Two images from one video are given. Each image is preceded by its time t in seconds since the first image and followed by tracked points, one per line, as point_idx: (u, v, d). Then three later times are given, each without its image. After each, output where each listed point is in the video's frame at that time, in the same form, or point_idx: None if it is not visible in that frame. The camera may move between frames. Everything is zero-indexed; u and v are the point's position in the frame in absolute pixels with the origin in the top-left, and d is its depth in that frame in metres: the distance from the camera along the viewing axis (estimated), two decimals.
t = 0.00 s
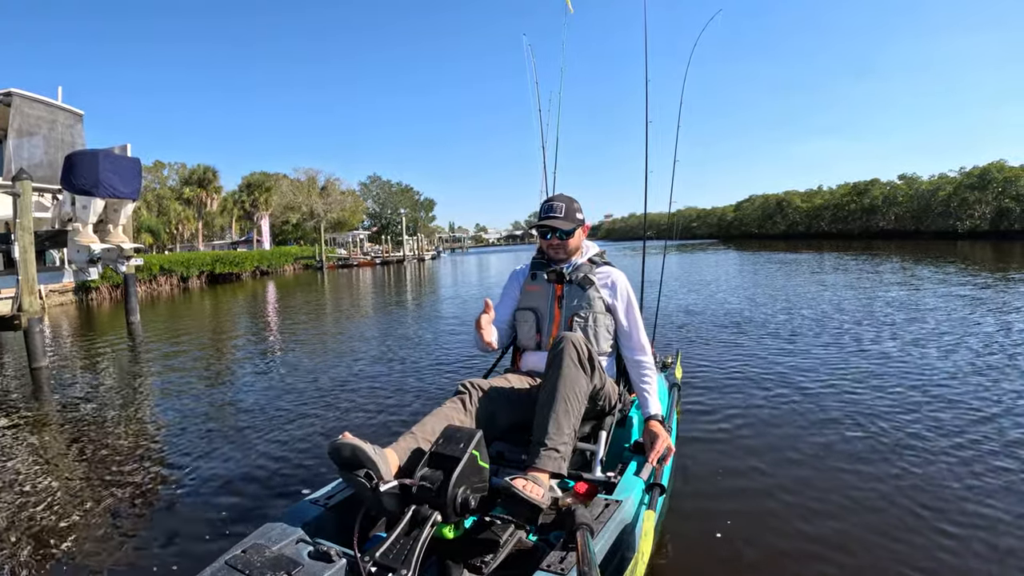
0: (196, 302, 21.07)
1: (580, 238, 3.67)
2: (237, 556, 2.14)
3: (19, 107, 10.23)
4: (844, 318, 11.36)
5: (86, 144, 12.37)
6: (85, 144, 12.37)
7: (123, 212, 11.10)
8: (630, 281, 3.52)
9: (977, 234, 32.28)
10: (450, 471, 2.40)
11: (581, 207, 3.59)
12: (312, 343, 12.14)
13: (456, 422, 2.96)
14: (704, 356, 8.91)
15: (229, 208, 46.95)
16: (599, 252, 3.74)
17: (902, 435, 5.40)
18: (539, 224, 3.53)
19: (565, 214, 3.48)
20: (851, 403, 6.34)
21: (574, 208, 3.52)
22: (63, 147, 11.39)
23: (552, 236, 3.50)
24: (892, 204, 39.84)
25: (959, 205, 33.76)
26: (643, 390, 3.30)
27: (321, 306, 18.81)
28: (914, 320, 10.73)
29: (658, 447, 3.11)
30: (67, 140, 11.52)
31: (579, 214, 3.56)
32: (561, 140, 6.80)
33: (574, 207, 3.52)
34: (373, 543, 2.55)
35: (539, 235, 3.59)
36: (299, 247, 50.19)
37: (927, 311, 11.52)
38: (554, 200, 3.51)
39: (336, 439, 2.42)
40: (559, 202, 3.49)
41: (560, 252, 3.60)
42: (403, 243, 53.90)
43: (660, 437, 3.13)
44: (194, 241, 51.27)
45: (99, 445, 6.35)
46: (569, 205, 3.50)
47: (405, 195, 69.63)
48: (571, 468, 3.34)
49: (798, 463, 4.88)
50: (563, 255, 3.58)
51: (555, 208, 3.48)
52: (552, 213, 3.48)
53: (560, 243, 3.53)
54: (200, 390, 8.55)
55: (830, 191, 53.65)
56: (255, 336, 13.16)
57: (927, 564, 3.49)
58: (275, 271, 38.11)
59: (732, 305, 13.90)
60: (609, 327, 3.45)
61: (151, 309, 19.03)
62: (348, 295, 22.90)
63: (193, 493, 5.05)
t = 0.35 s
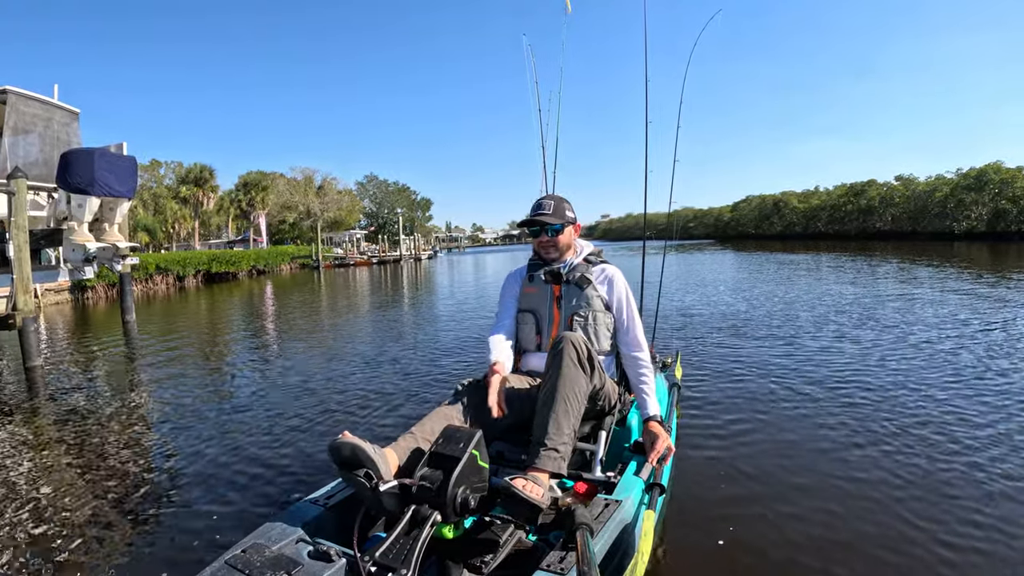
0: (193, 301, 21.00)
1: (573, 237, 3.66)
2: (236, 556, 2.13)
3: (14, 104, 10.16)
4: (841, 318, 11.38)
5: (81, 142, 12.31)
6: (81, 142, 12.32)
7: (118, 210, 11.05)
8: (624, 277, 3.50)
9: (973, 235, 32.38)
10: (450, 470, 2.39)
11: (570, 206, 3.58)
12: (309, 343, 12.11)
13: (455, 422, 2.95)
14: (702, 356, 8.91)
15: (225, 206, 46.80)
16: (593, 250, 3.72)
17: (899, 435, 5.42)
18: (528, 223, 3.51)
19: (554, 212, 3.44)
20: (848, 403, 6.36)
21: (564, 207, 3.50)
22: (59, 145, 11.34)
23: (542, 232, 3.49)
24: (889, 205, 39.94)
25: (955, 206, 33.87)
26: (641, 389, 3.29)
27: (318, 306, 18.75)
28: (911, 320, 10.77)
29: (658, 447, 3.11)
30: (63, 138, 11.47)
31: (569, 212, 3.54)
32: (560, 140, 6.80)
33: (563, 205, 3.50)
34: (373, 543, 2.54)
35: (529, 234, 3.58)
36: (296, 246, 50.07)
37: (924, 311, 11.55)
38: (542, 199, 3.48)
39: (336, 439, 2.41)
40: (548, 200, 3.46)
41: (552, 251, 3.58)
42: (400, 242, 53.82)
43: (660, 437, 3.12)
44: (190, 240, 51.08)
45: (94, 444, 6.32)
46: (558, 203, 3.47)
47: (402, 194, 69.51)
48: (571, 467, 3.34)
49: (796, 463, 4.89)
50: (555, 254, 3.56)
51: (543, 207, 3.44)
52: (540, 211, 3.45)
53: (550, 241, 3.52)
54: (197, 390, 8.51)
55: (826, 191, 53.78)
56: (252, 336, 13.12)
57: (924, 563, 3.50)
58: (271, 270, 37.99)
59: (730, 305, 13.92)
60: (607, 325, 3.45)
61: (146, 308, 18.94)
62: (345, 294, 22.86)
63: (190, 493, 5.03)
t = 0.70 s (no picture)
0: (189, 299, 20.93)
1: (568, 237, 3.64)
2: (236, 556, 2.12)
3: (11, 100, 10.10)
4: (838, 320, 11.42)
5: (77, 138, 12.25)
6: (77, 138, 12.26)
7: (114, 207, 10.99)
8: (620, 275, 3.49)
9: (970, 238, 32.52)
10: (449, 470, 2.39)
11: (566, 206, 3.57)
12: (306, 341, 12.09)
13: (455, 422, 2.95)
14: (700, 357, 8.91)
15: (223, 203, 46.63)
16: (589, 249, 3.71)
17: (896, 437, 5.44)
18: (524, 223, 3.50)
19: (549, 212, 3.43)
20: (845, 404, 6.38)
21: (559, 207, 3.49)
22: (55, 141, 11.27)
23: (538, 233, 3.47)
24: (886, 206, 40.05)
25: (952, 208, 34.01)
26: (638, 388, 3.28)
27: (315, 304, 18.71)
28: (908, 322, 10.79)
29: (657, 447, 3.11)
30: (59, 134, 11.41)
31: (565, 213, 3.53)
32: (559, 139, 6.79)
33: (558, 205, 3.48)
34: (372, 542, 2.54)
35: (524, 234, 3.57)
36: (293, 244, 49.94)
37: (920, 313, 11.60)
38: (538, 199, 3.45)
39: (334, 438, 2.40)
40: (543, 201, 3.43)
41: (547, 250, 3.56)
42: (397, 241, 53.71)
43: (659, 437, 3.12)
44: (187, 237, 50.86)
45: (88, 442, 6.29)
46: (553, 203, 3.45)
47: (400, 193, 69.37)
48: (571, 467, 3.34)
49: (793, 465, 4.90)
50: (549, 253, 3.54)
51: (539, 207, 3.42)
52: (535, 212, 3.43)
53: (546, 241, 3.49)
54: (193, 388, 8.46)
55: (823, 192, 53.92)
56: (248, 333, 13.10)
57: (922, 565, 3.51)
58: (268, 268, 37.90)
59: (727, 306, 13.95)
60: (604, 324, 3.45)
61: (142, 305, 18.87)
62: (342, 292, 22.82)
63: (186, 491, 5.01)
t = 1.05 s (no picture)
0: (184, 293, 20.84)
1: (573, 237, 3.65)
2: (239, 559, 2.12)
3: (6, 91, 10.01)
4: (835, 321, 11.48)
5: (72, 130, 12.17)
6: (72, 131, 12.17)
7: (109, 201, 10.92)
8: (623, 276, 3.50)
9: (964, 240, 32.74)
10: (453, 472, 2.39)
11: (574, 206, 3.58)
12: (303, 337, 12.07)
13: (457, 423, 2.96)
14: (698, 357, 8.93)
15: (218, 198, 46.41)
16: (592, 250, 3.71)
17: (892, 438, 5.48)
18: (531, 220, 3.52)
19: (558, 210, 3.45)
20: (842, 405, 6.43)
21: (568, 207, 3.50)
22: (49, 134, 11.18)
23: (545, 230, 3.49)
24: (882, 208, 40.25)
25: (948, 211, 34.22)
26: (640, 389, 3.29)
27: (311, 300, 18.67)
28: (903, 324, 10.87)
29: (659, 447, 3.12)
30: (54, 127, 11.32)
31: (572, 213, 3.55)
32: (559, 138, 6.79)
33: (567, 205, 3.50)
34: (375, 545, 2.55)
35: (532, 231, 3.59)
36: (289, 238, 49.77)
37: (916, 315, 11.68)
38: (547, 197, 3.47)
39: (337, 440, 2.39)
40: (552, 199, 3.45)
41: (552, 249, 3.56)
42: (393, 237, 53.58)
43: (661, 438, 3.14)
44: (181, 231, 50.59)
45: (84, 437, 6.26)
46: (562, 202, 3.48)
47: (396, 189, 69.20)
48: (573, 468, 3.35)
49: (791, 465, 4.93)
50: (555, 251, 3.54)
51: (548, 204, 3.44)
52: (545, 209, 3.45)
53: (552, 238, 3.51)
54: (189, 384, 8.42)
55: (819, 193, 54.13)
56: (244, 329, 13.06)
57: (919, 564, 3.54)
58: (263, 263, 37.77)
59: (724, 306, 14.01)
60: (606, 324, 3.46)
61: (137, 300, 18.78)
62: (338, 288, 22.77)
63: (184, 487, 4.99)
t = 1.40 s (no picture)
0: (182, 296, 20.81)
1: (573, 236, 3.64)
2: (236, 555, 2.11)
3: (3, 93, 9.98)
4: (834, 321, 11.48)
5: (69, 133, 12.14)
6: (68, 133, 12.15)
7: (106, 203, 10.88)
8: (621, 274, 3.50)
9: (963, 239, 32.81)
10: (450, 469, 2.38)
11: (575, 206, 3.57)
12: (301, 338, 12.05)
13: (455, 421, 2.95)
14: (698, 357, 8.92)
15: (216, 200, 46.36)
16: (591, 249, 3.70)
17: (892, 437, 5.48)
18: (533, 217, 3.52)
19: (559, 209, 3.44)
20: (841, 404, 6.42)
21: (569, 206, 3.50)
22: (46, 136, 11.15)
23: (545, 227, 3.48)
24: (880, 207, 40.25)
25: (947, 209, 34.27)
26: (639, 388, 3.28)
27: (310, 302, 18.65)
28: (903, 324, 10.87)
29: (657, 446, 3.11)
30: (51, 129, 11.29)
31: (574, 212, 3.54)
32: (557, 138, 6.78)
33: (568, 203, 3.50)
34: (373, 542, 2.55)
35: (532, 228, 3.58)
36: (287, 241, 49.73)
37: (915, 315, 11.68)
38: (548, 194, 3.47)
39: (334, 437, 2.38)
40: (554, 198, 3.45)
41: (551, 247, 3.55)
42: (392, 239, 53.55)
43: (660, 436, 3.13)
44: (180, 233, 50.47)
45: (80, 440, 6.24)
46: (563, 200, 3.47)
47: (395, 190, 69.19)
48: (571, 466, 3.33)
49: (789, 465, 4.93)
50: (554, 249, 3.53)
51: (549, 202, 3.44)
52: (546, 207, 3.44)
53: (552, 236, 3.50)
54: (188, 386, 8.39)
55: (818, 193, 54.20)
56: (242, 331, 13.04)
57: (917, 562, 3.54)
58: (262, 265, 37.73)
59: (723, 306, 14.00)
60: (604, 323, 3.44)
61: (135, 302, 18.76)
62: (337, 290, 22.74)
63: (180, 489, 4.97)
